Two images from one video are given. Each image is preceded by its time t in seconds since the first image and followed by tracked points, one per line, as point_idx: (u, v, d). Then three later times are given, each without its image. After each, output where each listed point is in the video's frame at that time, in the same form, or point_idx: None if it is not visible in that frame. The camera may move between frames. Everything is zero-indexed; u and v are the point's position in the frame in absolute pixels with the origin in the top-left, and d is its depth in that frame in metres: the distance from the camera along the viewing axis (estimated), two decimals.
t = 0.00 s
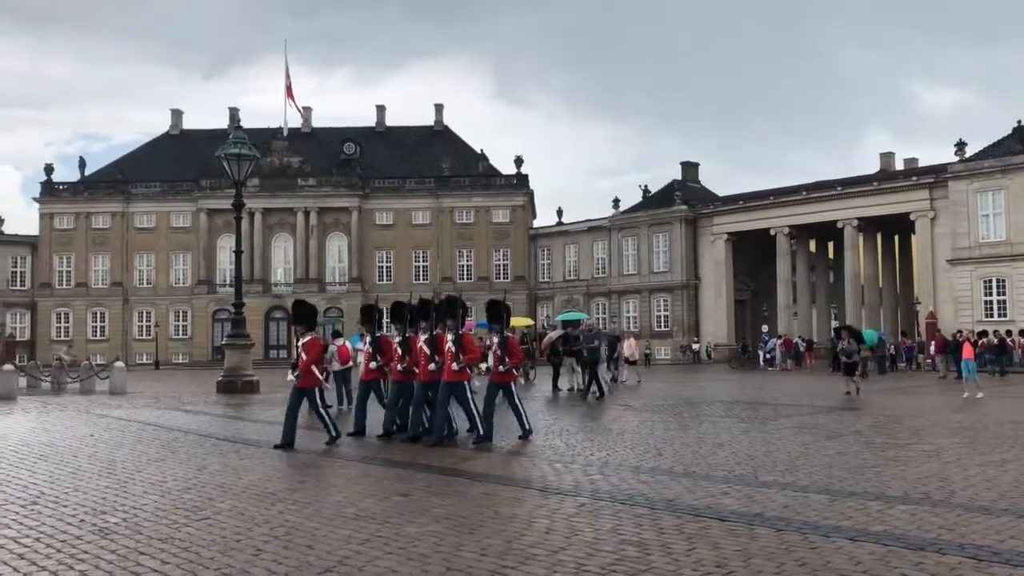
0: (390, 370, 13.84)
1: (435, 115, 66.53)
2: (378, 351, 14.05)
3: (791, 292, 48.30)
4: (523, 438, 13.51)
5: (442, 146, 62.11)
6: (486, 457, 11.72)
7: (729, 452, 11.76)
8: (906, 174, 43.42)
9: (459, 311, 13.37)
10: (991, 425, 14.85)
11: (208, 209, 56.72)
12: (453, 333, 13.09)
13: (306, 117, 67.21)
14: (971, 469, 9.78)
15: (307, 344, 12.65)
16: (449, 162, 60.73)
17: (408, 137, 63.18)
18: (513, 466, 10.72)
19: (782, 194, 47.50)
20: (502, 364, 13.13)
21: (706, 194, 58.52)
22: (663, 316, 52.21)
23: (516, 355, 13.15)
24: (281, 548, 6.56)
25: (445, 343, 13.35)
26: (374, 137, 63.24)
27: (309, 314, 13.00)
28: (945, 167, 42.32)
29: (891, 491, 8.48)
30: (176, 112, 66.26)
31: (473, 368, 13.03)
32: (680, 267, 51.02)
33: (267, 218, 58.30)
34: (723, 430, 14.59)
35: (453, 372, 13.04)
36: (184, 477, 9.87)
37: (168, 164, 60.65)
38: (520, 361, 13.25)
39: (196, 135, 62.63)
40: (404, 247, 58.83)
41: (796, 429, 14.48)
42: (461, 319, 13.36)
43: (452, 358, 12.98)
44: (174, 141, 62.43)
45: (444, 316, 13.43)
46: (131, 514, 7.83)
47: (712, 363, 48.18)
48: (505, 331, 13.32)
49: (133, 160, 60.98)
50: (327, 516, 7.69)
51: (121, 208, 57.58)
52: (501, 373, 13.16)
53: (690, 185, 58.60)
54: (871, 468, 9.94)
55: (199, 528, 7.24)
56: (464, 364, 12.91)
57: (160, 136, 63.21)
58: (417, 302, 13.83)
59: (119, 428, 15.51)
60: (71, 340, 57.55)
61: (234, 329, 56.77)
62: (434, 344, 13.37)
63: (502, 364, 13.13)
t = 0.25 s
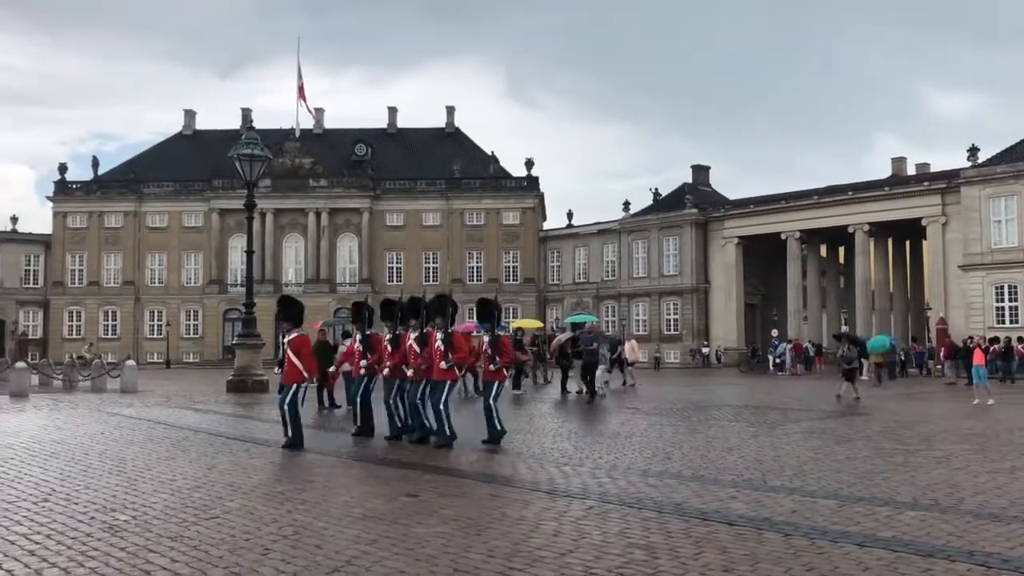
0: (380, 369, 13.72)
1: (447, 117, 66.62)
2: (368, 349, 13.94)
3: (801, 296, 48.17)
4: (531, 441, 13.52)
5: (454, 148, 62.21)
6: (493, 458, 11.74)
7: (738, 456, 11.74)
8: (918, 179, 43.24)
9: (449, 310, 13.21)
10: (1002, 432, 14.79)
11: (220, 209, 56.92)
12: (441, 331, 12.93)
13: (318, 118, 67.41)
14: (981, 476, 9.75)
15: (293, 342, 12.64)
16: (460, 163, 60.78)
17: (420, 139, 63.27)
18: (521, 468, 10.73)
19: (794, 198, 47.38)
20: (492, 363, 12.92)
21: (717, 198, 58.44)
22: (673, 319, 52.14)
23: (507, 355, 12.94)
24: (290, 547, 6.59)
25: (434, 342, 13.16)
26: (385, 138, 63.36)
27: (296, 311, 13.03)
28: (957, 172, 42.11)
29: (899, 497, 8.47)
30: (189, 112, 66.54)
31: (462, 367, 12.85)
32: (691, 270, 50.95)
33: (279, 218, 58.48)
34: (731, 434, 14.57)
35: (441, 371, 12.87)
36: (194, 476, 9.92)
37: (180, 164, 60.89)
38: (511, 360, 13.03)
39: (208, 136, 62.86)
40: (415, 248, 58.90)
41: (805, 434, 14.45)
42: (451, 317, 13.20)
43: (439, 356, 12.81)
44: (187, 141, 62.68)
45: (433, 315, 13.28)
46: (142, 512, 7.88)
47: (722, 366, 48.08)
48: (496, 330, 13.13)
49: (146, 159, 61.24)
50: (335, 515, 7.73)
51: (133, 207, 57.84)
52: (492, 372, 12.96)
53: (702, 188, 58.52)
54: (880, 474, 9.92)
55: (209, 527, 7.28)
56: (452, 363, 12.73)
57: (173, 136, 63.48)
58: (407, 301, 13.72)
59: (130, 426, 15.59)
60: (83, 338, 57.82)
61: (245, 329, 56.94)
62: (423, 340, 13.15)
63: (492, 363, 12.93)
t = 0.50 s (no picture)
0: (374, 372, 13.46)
1: (460, 117, 66.66)
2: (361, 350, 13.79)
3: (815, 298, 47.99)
4: (541, 442, 13.49)
5: (466, 148, 62.26)
6: (505, 458, 11.74)
7: (750, 458, 11.70)
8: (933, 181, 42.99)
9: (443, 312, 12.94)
10: (1016, 435, 14.70)
11: (234, 208, 57.12)
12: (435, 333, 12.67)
13: (332, 118, 67.57)
14: (995, 480, 9.69)
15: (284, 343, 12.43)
16: (472, 164, 60.81)
17: (433, 140, 63.33)
18: (532, 468, 10.71)
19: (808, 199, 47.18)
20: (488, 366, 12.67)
21: (730, 199, 58.26)
22: (686, 321, 52.03)
23: (503, 359, 12.69)
24: (302, 546, 6.60)
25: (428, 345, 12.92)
26: (398, 138, 63.45)
27: (287, 312, 12.84)
28: (973, 174, 41.88)
29: (913, 500, 8.42)
30: (203, 112, 66.80)
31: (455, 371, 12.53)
32: (704, 271, 50.82)
33: (292, 219, 58.64)
34: (744, 436, 14.52)
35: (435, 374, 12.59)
36: (207, 474, 9.95)
37: (194, 164, 61.13)
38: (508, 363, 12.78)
39: (223, 136, 63.09)
40: (427, 248, 58.96)
41: (818, 436, 14.39)
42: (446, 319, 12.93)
43: (433, 360, 12.54)
44: (202, 141, 62.93)
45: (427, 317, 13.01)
46: (154, 510, 7.90)
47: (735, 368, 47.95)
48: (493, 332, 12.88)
49: (160, 159, 61.50)
50: (348, 515, 7.73)
51: (148, 207, 58.12)
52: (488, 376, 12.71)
53: (715, 189, 58.37)
54: (894, 477, 9.87)
55: (221, 525, 7.30)
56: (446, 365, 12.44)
57: (187, 136, 63.74)
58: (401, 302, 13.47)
59: (143, 425, 15.64)
60: (97, 336, 58.13)
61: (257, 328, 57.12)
62: (416, 344, 12.95)
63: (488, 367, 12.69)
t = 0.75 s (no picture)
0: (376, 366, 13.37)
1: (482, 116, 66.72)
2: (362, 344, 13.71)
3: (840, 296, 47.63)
4: (563, 441, 13.47)
5: (488, 147, 62.32)
6: (527, 456, 11.75)
7: (774, 457, 11.64)
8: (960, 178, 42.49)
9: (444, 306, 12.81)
10: None
11: (258, 208, 57.47)
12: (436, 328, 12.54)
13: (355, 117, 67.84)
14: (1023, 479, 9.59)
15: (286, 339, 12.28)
16: (495, 162, 60.87)
17: (455, 139, 63.42)
18: (555, 466, 10.71)
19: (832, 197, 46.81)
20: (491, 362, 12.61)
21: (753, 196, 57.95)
22: (709, 319, 51.82)
23: (507, 354, 12.64)
24: (326, 541, 6.66)
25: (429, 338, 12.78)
26: (420, 137, 63.60)
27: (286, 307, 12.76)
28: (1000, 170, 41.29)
29: (938, 500, 8.36)
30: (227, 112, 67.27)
31: (456, 365, 12.42)
32: (727, 269, 50.61)
33: (315, 218, 58.92)
34: (766, 434, 14.43)
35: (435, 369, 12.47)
36: (232, 471, 10.05)
37: (219, 164, 61.54)
38: (511, 359, 12.72)
39: (247, 135, 63.51)
40: (449, 246, 59.05)
41: (842, 435, 14.30)
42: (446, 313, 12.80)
43: (433, 354, 12.41)
44: (226, 141, 63.38)
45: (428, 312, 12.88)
46: (181, 505, 8.00)
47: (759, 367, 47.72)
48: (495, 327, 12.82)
49: (185, 159, 61.97)
50: (371, 511, 7.78)
51: (173, 206, 58.61)
52: (490, 371, 12.66)
53: (738, 187, 58.08)
54: (920, 476, 9.80)
55: (247, 521, 7.38)
56: (446, 360, 12.34)
57: (212, 136, 64.20)
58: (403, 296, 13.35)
59: (170, 422, 15.79)
60: (124, 335, 58.68)
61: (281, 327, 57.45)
62: (418, 339, 12.73)
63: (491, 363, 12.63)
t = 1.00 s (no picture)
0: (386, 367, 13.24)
1: (509, 114, 66.73)
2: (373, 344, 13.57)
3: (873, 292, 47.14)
4: (594, 438, 13.40)
5: (516, 145, 62.30)
6: (557, 454, 11.74)
7: (807, 454, 11.54)
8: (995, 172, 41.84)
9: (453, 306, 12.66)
10: None
11: (288, 208, 57.86)
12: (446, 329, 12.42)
13: (383, 117, 68.10)
14: None
15: (293, 340, 12.19)
16: (522, 160, 60.85)
17: (482, 137, 63.46)
18: (585, 464, 10.69)
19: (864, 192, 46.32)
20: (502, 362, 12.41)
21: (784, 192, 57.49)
22: (740, 316, 51.48)
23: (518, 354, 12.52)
24: (359, 539, 6.68)
25: (440, 340, 12.59)
26: (448, 136, 63.72)
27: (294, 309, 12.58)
28: None
29: (976, 498, 8.24)
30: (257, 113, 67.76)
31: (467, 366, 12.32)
32: (758, 266, 50.27)
33: (345, 217, 59.26)
34: (799, 432, 14.30)
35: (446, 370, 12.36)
36: (265, 468, 10.12)
37: (249, 165, 62.00)
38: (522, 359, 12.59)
39: (276, 136, 63.96)
40: (477, 244, 59.11)
41: (876, 432, 14.16)
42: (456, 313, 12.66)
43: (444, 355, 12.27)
44: (255, 142, 63.88)
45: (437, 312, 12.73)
46: (216, 503, 8.06)
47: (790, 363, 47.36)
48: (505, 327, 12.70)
49: (216, 161, 62.51)
50: (404, 509, 7.80)
51: (205, 207, 59.14)
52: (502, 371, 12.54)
53: (769, 182, 57.64)
54: (956, 474, 9.67)
55: (280, 518, 7.42)
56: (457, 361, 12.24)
57: (242, 137, 64.73)
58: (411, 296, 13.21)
59: (203, 420, 15.94)
60: (157, 334, 59.34)
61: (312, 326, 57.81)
62: (428, 340, 12.61)
63: (502, 363, 12.41)
